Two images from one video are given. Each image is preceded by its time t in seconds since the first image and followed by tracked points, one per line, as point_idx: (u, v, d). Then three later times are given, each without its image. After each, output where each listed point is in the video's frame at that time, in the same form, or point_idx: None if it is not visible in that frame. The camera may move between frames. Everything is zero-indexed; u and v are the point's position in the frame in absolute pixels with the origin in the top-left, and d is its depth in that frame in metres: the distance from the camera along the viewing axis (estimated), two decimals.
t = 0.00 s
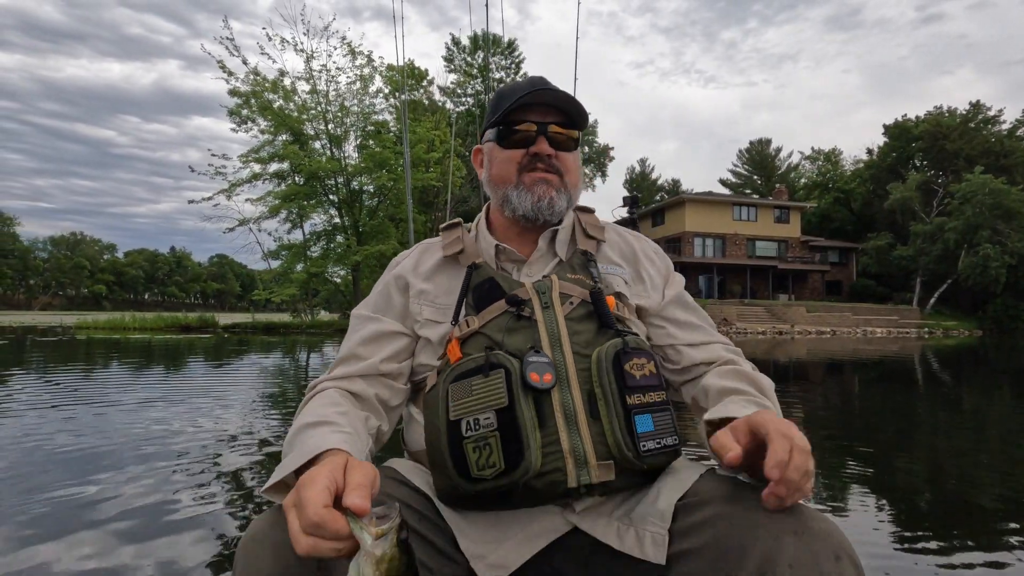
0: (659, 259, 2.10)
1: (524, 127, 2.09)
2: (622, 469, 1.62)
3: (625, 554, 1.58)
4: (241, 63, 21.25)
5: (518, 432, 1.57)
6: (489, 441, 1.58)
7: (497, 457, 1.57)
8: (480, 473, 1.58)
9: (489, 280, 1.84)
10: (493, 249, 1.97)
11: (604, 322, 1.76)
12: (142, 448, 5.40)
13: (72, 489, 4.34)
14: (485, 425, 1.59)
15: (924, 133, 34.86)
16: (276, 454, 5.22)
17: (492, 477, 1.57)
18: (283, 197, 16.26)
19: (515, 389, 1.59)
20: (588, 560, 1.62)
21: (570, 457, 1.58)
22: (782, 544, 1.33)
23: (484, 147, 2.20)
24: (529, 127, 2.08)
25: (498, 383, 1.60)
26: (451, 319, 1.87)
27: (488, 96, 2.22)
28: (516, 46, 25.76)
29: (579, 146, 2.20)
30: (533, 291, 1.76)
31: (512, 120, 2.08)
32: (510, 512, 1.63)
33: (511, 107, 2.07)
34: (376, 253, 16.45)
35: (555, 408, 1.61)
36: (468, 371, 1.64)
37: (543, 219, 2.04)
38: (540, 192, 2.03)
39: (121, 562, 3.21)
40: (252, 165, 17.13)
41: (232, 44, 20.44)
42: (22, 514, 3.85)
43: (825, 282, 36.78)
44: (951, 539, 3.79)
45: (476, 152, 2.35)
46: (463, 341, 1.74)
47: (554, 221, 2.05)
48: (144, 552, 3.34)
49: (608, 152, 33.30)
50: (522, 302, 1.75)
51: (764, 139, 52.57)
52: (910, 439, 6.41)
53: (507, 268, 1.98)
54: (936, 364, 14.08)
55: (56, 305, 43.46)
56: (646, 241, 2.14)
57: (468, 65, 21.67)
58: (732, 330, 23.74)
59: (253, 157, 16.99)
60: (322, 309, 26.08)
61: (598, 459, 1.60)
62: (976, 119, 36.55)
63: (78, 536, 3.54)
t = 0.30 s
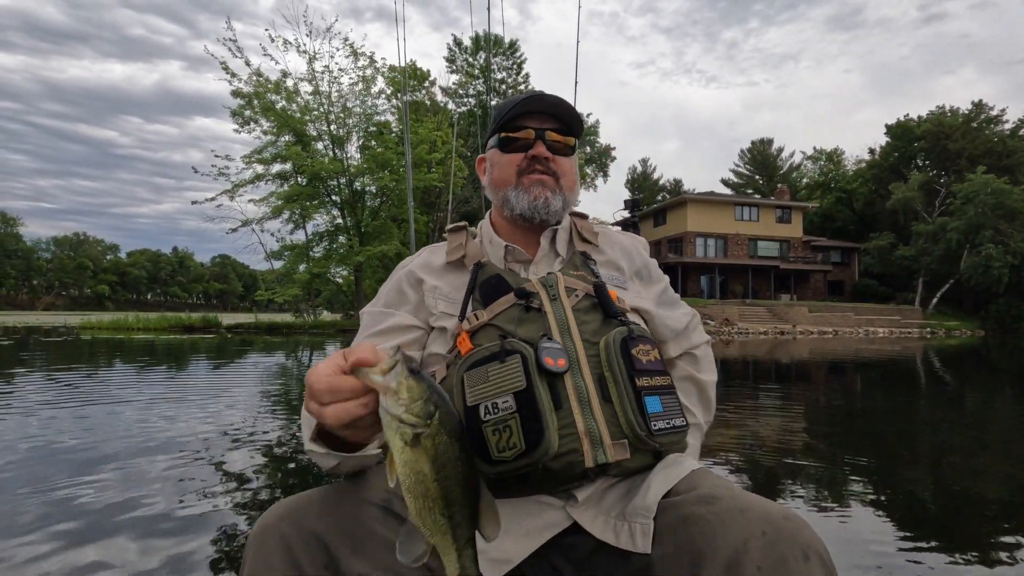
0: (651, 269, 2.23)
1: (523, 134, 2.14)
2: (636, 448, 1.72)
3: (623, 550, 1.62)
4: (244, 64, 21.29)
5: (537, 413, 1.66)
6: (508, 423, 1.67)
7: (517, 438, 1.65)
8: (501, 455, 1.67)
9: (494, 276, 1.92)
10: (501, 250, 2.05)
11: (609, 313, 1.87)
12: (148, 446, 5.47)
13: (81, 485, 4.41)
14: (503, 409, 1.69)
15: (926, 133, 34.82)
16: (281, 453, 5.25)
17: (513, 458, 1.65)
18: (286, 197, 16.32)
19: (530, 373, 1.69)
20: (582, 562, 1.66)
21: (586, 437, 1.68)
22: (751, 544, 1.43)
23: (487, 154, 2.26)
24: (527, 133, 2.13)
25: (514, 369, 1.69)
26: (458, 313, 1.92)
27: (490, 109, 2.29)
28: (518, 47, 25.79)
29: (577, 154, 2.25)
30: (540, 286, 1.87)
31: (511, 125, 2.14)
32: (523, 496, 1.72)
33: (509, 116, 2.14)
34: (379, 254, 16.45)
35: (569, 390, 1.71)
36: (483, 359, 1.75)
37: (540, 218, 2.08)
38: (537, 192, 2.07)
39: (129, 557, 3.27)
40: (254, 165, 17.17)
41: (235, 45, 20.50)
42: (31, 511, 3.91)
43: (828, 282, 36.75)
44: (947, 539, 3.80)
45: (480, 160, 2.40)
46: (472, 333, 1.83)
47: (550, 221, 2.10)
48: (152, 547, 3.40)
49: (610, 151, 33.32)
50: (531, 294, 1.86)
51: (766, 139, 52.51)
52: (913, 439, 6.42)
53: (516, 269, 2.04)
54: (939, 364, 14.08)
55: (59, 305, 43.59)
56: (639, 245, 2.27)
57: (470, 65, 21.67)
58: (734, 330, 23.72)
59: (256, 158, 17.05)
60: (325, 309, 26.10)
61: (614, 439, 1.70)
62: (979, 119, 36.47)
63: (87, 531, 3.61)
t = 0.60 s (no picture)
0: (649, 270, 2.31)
1: (542, 135, 2.16)
2: (638, 452, 1.76)
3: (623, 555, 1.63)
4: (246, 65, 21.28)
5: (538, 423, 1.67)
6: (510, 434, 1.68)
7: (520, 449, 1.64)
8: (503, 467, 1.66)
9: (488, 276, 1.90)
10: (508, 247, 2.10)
11: (606, 315, 1.87)
12: (149, 445, 5.48)
13: (82, 485, 4.42)
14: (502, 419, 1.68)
15: (928, 132, 34.76)
16: (281, 453, 5.24)
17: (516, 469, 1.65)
18: (288, 198, 16.37)
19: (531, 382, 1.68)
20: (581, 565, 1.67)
21: (587, 446, 1.71)
22: (749, 549, 1.49)
23: (503, 144, 2.26)
24: (548, 135, 2.16)
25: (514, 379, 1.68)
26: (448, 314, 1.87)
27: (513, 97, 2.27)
28: (519, 47, 25.81)
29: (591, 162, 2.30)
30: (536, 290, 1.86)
31: (533, 124, 2.16)
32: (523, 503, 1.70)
33: (534, 115, 2.15)
34: (381, 254, 16.44)
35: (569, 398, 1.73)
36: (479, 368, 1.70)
37: (545, 226, 2.14)
38: (546, 201, 2.11)
39: (129, 557, 3.27)
40: (256, 165, 17.19)
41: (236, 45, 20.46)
42: (32, 511, 3.92)
43: (829, 282, 36.71)
44: (949, 539, 3.78)
45: (494, 145, 2.40)
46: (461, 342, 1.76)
47: (556, 228, 2.15)
48: (152, 546, 3.40)
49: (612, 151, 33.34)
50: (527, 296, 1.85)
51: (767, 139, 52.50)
52: (916, 439, 6.40)
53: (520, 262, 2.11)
54: (941, 364, 14.05)
55: (62, 305, 43.72)
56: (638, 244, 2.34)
57: (472, 65, 21.68)
58: (736, 330, 23.68)
59: (258, 158, 17.08)
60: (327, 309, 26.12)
61: (615, 446, 1.73)
62: (981, 118, 36.42)
63: (87, 531, 3.61)
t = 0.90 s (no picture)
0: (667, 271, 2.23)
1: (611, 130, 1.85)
2: (657, 446, 1.68)
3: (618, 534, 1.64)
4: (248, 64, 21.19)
5: (572, 415, 1.57)
6: (541, 422, 1.57)
7: (552, 439, 1.55)
8: (531, 455, 1.56)
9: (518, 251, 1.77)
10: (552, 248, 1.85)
11: (634, 299, 1.82)
12: (151, 445, 5.44)
13: (84, 484, 4.40)
14: (536, 407, 1.57)
15: (930, 132, 34.67)
16: (283, 454, 5.22)
17: (545, 460, 1.56)
18: (289, 198, 16.40)
19: (566, 369, 1.59)
20: (581, 543, 1.65)
21: (612, 437, 1.62)
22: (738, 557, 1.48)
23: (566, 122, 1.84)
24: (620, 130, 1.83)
25: (550, 363, 1.59)
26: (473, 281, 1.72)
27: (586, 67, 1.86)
28: (520, 47, 25.78)
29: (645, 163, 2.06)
30: (569, 268, 1.74)
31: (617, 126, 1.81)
32: (534, 492, 1.64)
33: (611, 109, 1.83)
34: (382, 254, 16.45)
35: (599, 388, 1.64)
36: (512, 349, 1.58)
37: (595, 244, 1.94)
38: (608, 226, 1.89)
39: (132, 558, 3.25)
40: (258, 166, 17.21)
41: (239, 44, 20.41)
42: (32, 513, 3.88)
43: (830, 281, 36.69)
44: (949, 542, 3.74)
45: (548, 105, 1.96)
46: (493, 313, 1.65)
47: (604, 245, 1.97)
48: (153, 548, 3.36)
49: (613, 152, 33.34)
50: (560, 277, 1.73)
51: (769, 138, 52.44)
52: (918, 440, 6.35)
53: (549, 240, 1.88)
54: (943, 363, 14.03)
55: (64, 305, 43.86)
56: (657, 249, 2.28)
57: (473, 64, 21.68)
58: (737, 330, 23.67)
59: (260, 158, 17.10)
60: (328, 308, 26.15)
61: (638, 439, 1.66)
62: (982, 117, 36.34)
63: (88, 532, 3.57)
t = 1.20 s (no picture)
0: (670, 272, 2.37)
1: (592, 127, 2.05)
2: (661, 463, 1.73)
3: (612, 538, 1.67)
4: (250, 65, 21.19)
5: (575, 431, 1.62)
6: (545, 438, 1.61)
7: (555, 455, 1.60)
8: (536, 469, 1.61)
9: (527, 271, 1.83)
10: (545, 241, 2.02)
11: (643, 320, 1.88)
12: (156, 444, 5.47)
13: (91, 483, 4.44)
14: (540, 423, 1.61)
15: (932, 131, 34.56)
16: (287, 452, 5.26)
17: (547, 474, 1.61)
18: (292, 197, 16.38)
19: (573, 386, 1.64)
20: (576, 557, 1.68)
21: (615, 452, 1.67)
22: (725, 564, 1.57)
23: (541, 131, 2.10)
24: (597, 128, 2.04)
25: (555, 382, 1.63)
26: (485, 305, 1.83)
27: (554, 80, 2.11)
28: (522, 47, 25.80)
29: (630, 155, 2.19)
30: (577, 288, 1.81)
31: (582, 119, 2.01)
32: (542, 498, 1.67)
33: (588, 106, 2.02)
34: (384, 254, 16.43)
35: (604, 406, 1.69)
36: (520, 367, 1.65)
37: (589, 227, 2.05)
38: (591, 203, 2.01)
39: (139, 555, 3.28)
40: (260, 166, 17.23)
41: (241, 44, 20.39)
42: (39, 511, 3.91)
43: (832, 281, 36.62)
44: (953, 542, 3.75)
45: (528, 126, 2.22)
46: (503, 331, 1.71)
47: (599, 228, 2.07)
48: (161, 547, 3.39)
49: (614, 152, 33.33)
50: (568, 298, 1.79)
51: (770, 138, 52.38)
52: (919, 439, 6.36)
53: (556, 262, 2.05)
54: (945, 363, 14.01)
55: (65, 304, 43.83)
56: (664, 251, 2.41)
57: (474, 65, 21.69)
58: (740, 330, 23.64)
59: (262, 158, 17.10)
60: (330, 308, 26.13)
61: (642, 454, 1.70)
62: (984, 117, 36.29)
63: (97, 531, 3.61)
